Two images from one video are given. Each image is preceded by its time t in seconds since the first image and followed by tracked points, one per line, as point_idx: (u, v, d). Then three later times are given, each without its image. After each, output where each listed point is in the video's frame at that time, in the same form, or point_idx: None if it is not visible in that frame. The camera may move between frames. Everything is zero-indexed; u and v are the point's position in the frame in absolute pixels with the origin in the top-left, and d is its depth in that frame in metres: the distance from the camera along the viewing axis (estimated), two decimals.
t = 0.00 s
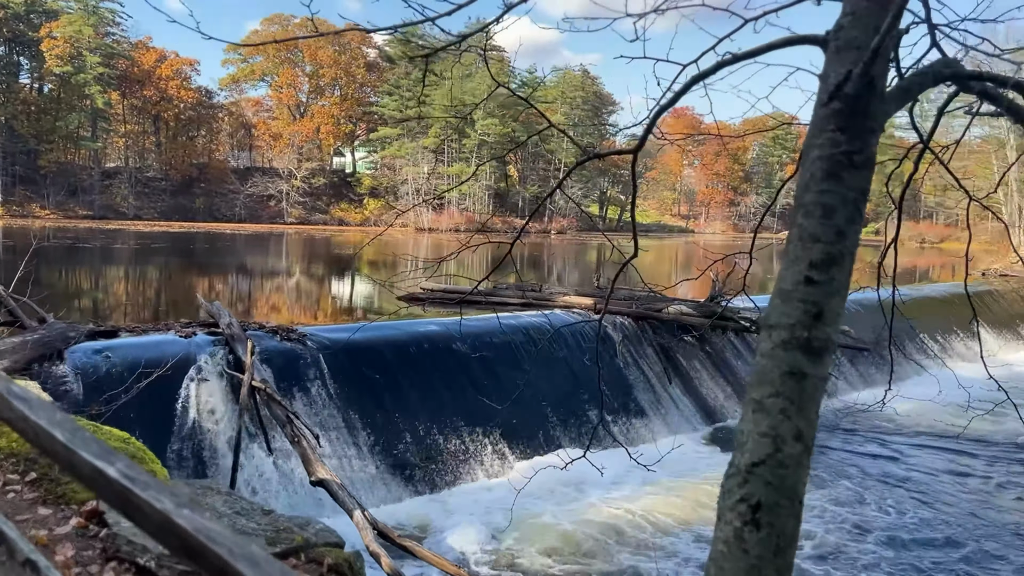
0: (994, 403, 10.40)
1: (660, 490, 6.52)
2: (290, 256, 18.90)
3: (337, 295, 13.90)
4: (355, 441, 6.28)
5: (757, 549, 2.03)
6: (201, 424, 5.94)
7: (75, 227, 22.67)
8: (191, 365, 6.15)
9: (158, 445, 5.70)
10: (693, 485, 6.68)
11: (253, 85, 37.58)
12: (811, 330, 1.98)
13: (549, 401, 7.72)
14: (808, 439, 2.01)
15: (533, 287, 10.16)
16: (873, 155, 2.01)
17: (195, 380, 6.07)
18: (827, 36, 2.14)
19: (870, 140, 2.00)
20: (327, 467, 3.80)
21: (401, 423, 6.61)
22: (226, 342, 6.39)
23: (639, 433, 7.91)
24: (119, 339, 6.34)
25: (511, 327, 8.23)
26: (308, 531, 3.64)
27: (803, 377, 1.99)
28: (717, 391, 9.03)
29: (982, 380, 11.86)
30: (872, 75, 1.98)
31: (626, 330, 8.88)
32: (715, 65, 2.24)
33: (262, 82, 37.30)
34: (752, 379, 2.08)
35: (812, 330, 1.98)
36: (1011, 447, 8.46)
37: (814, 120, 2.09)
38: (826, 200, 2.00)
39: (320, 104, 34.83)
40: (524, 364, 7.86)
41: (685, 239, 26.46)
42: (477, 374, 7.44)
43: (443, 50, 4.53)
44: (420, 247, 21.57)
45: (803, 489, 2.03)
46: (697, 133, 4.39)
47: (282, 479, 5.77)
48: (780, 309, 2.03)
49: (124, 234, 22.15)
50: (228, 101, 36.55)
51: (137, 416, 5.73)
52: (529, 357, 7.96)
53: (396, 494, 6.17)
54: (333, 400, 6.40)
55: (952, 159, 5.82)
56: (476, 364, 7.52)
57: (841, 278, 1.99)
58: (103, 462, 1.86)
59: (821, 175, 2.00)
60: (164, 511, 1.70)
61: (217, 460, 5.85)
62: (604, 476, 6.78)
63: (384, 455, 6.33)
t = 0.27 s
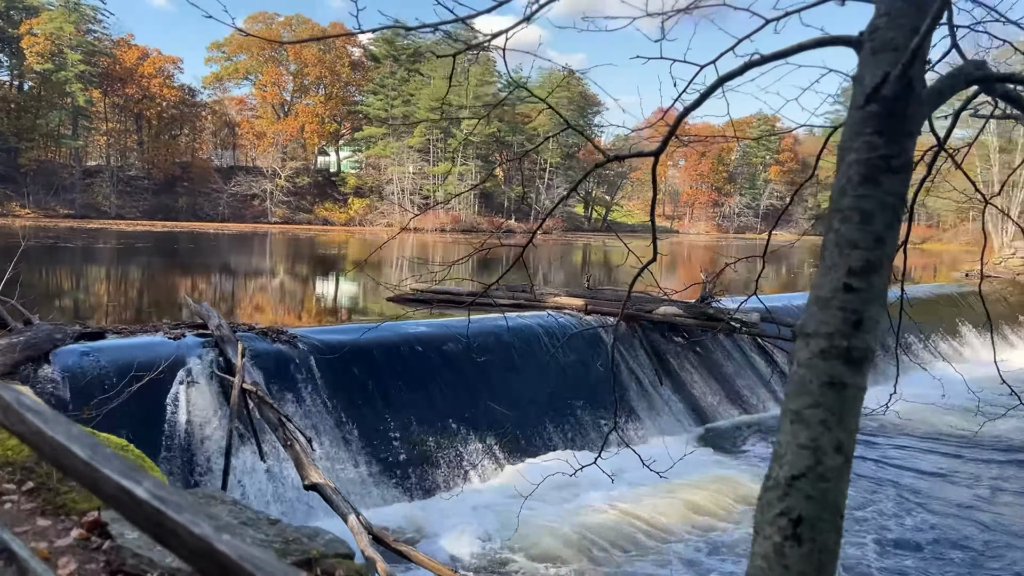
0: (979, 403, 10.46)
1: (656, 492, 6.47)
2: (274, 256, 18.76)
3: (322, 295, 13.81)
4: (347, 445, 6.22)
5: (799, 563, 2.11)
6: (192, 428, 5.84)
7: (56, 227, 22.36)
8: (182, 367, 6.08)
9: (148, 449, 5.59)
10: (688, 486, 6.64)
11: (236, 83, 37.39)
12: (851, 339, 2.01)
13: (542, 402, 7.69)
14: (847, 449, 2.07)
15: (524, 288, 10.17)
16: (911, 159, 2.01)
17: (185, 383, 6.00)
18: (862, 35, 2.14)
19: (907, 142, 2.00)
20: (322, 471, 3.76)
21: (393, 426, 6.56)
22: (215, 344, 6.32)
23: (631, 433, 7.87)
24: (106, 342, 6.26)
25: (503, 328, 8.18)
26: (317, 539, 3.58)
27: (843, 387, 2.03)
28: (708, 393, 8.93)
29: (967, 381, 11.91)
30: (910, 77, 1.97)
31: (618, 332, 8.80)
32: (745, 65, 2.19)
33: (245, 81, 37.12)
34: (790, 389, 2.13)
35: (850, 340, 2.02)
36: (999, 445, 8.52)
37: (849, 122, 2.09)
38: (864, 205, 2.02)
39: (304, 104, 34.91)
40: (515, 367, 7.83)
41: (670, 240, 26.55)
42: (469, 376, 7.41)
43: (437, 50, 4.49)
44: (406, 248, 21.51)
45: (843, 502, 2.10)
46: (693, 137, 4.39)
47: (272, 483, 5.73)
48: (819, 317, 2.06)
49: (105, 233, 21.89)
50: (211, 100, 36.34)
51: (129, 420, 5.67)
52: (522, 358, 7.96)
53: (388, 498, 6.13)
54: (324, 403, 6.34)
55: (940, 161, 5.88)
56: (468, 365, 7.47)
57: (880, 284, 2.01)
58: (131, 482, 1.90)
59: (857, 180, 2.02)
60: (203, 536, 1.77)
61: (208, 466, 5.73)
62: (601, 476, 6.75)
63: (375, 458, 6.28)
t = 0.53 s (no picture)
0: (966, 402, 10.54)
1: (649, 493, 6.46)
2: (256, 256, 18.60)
3: (305, 295, 13.71)
4: (337, 447, 6.19)
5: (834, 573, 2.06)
6: (179, 431, 5.78)
7: (33, 226, 22.03)
8: (168, 368, 5.99)
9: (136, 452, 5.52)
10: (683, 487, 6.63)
11: (218, 82, 37.09)
12: (886, 341, 1.99)
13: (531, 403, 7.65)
14: (883, 454, 2.04)
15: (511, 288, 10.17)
16: (942, 159, 2.01)
17: (171, 385, 5.91)
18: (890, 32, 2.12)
19: (940, 141, 2.00)
20: (310, 475, 3.72)
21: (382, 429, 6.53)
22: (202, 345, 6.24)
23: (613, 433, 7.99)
24: (90, 343, 6.15)
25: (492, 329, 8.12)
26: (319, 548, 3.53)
27: (879, 390, 2.00)
28: (695, 393, 8.95)
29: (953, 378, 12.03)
30: (944, 74, 1.96)
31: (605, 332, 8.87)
32: (768, 60, 2.16)
33: (226, 80, 36.84)
34: (821, 393, 2.11)
35: (886, 342, 2.00)
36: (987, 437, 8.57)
37: (879, 119, 2.08)
38: (896, 204, 2.00)
39: (286, 103, 35.02)
40: (504, 367, 7.81)
41: (652, 240, 26.66)
42: (457, 376, 7.37)
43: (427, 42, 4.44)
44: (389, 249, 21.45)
45: (879, 509, 2.06)
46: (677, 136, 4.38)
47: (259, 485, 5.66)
48: (850, 319, 2.04)
49: (84, 233, 21.62)
50: (192, 99, 36.00)
51: (113, 422, 5.56)
52: (511, 358, 7.93)
53: (378, 501, 6.12)
54: (313, 406, 6.29)
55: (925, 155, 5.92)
56: (456, 365, 7.43)
57: (913, 286, 2.00)
58: (152, 495, 1.85)
59: (891, 178, 2.00)
60: (235, 553, 1.66)
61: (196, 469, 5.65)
62: (591, 478, 6.74)
63: (363, 460, 6.26)
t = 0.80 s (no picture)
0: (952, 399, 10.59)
1: (644, 491, 6.44)
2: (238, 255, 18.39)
3: (286, 294, 13.55)
4: (324, 447, 6.11)
5: None
6: (163, 431, 5.65)
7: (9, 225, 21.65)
8: (153, 369, 5.91)
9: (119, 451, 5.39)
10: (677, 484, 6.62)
11: (198, 80, 36.68)
12: (925, 341, 1.98)
13: (519, 403, 7.59)
14: (923, 458, 2.02)
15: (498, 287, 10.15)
16: (979, 151, 1.98)
17: (156, 387, 5.81)
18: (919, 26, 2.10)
19: (975, 133, 1.97)
20: (298, 477, 3.67)
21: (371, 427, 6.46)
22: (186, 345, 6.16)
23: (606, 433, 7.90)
24: (73, 343, 6.06)
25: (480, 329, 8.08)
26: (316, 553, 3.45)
27: (918, 392, 1.98)
28: (684, 392, 8.88)
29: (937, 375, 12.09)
30: (979, 62, 1.93)
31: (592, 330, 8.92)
32: (793, 50, 2.09)
33: (207, 77, 36.43)
34: (857, 395, 2.08)
35: (924, 342, 1.98)
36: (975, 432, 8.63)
37: (912, 110, 2.05)
38: (932, 198, 1.97)
39: (267, 101, 35.06)
40: (491, 367, 7.73)
41: (636, 240, 26.68)
42: (445, 375, 7.33)
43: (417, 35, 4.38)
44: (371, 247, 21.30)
45: (920, 516, 2.03)
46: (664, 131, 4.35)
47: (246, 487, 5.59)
48: (886, 318, 2.02)
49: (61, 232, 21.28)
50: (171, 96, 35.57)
51: (96, 422, 5.44)
52: (500, 358, 7.87)
53: (367, 501, 6.04)
54: (300, 406, 6.22)
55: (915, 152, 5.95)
56: (444, 365, 7.40)
57: (950, 283, 1.98)
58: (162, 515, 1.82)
59: (926, 172, 1.97)
60: None
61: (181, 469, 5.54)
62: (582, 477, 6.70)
63: (352, 460, 6.17)
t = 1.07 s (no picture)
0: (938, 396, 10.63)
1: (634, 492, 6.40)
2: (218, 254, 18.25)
3: (267, 294, 13.43)
4: (310, 452, 6.00)
5: None
6: (145, 436, 5.50)
7: None
8: (133, 372, 5.74)
9: (100, 459, 5.24)
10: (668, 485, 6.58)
11: (177, 77, 36.33)
12: (966, 356, 1.82)
13: (507, 406, 7.51)
14: (965, 483, 1.86)
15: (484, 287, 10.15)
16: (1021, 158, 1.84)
17: (139, 391, 5.64)
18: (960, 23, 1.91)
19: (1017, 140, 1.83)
20: (286, 483, 3.61)
21: (355, 431, 6.36)
22: (169, 348, 6.01)
23: (594, 436, 7.83)
24: (52, 347, 5.90)
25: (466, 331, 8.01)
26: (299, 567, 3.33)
27: (960, 410, 1.83)
28: (671, 393, 8.74)
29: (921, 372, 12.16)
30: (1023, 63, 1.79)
31: (579, 331, 8.89)
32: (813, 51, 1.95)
33: (186, 75, 36.11)
34: (892, 414, 1.92)
35: (963, 357, 1.83)
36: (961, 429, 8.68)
37: (944, 114, 1.91)
38: (970, 206, 1.82)
39: (247, 99, 34.77)
40: (478, 369, 7.64)
41: (618, 240, 26.77)
42: (433, 378, 7.26)
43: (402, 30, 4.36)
44: (353, 247, 21.24)
45: (964, 544, 1.88)
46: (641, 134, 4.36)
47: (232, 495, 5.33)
48: (923, 332, 1.86)
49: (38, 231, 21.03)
50: (150, 94, 35.23)
51: (76, 428, 5.28)
52: (488, 360, 7.79)
53: (352, 507, 5.94)
54: (285, 410, 6.11)
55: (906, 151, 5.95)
56: (432, 367, 7.33)
57: (993, 294, 1.83)
58: (170, 556, 1.45)
59: (963, 178, 1.82)
60: None
61: (163, 473, 5.40)
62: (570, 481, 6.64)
63: (340, 465, 6.08)
